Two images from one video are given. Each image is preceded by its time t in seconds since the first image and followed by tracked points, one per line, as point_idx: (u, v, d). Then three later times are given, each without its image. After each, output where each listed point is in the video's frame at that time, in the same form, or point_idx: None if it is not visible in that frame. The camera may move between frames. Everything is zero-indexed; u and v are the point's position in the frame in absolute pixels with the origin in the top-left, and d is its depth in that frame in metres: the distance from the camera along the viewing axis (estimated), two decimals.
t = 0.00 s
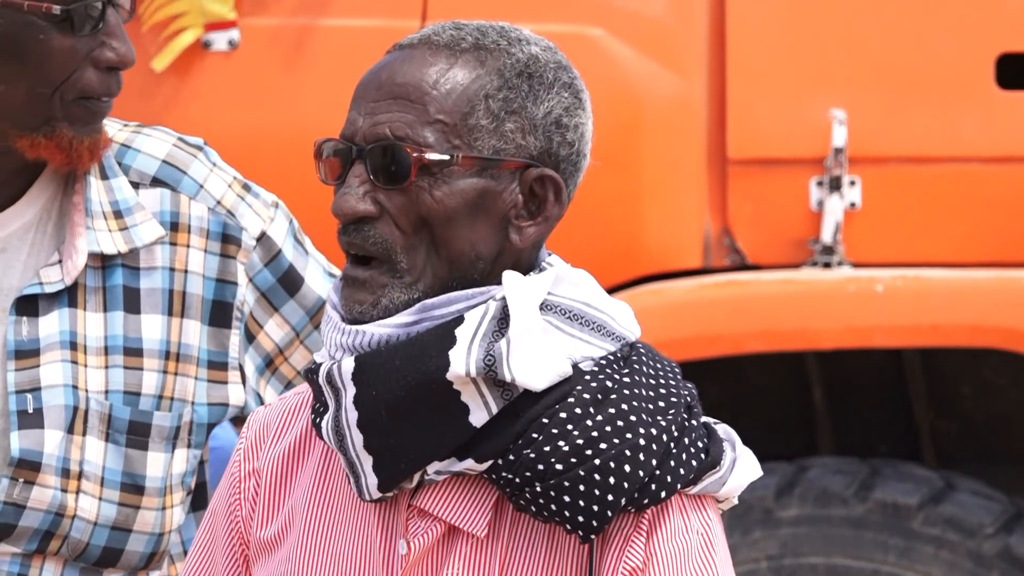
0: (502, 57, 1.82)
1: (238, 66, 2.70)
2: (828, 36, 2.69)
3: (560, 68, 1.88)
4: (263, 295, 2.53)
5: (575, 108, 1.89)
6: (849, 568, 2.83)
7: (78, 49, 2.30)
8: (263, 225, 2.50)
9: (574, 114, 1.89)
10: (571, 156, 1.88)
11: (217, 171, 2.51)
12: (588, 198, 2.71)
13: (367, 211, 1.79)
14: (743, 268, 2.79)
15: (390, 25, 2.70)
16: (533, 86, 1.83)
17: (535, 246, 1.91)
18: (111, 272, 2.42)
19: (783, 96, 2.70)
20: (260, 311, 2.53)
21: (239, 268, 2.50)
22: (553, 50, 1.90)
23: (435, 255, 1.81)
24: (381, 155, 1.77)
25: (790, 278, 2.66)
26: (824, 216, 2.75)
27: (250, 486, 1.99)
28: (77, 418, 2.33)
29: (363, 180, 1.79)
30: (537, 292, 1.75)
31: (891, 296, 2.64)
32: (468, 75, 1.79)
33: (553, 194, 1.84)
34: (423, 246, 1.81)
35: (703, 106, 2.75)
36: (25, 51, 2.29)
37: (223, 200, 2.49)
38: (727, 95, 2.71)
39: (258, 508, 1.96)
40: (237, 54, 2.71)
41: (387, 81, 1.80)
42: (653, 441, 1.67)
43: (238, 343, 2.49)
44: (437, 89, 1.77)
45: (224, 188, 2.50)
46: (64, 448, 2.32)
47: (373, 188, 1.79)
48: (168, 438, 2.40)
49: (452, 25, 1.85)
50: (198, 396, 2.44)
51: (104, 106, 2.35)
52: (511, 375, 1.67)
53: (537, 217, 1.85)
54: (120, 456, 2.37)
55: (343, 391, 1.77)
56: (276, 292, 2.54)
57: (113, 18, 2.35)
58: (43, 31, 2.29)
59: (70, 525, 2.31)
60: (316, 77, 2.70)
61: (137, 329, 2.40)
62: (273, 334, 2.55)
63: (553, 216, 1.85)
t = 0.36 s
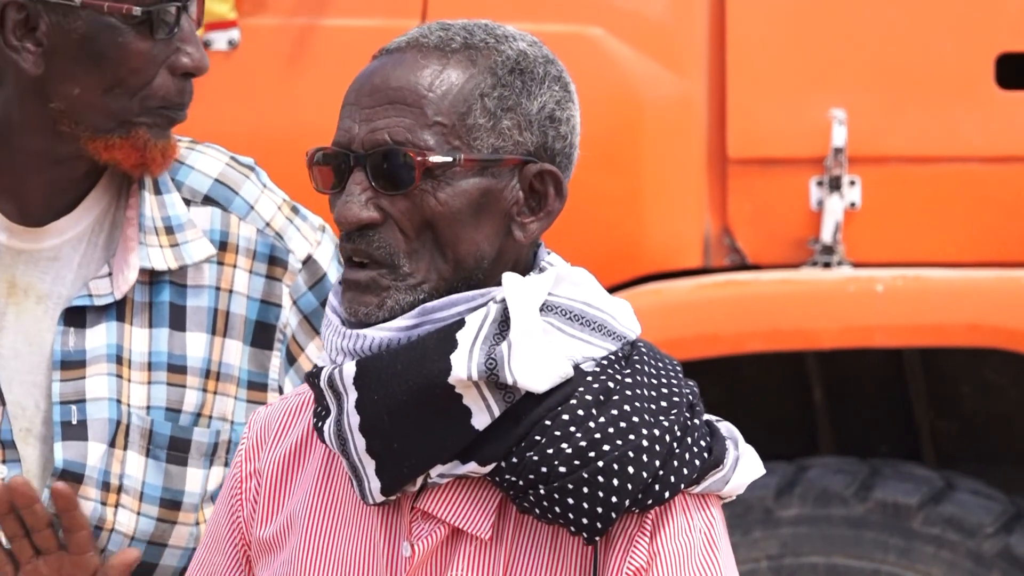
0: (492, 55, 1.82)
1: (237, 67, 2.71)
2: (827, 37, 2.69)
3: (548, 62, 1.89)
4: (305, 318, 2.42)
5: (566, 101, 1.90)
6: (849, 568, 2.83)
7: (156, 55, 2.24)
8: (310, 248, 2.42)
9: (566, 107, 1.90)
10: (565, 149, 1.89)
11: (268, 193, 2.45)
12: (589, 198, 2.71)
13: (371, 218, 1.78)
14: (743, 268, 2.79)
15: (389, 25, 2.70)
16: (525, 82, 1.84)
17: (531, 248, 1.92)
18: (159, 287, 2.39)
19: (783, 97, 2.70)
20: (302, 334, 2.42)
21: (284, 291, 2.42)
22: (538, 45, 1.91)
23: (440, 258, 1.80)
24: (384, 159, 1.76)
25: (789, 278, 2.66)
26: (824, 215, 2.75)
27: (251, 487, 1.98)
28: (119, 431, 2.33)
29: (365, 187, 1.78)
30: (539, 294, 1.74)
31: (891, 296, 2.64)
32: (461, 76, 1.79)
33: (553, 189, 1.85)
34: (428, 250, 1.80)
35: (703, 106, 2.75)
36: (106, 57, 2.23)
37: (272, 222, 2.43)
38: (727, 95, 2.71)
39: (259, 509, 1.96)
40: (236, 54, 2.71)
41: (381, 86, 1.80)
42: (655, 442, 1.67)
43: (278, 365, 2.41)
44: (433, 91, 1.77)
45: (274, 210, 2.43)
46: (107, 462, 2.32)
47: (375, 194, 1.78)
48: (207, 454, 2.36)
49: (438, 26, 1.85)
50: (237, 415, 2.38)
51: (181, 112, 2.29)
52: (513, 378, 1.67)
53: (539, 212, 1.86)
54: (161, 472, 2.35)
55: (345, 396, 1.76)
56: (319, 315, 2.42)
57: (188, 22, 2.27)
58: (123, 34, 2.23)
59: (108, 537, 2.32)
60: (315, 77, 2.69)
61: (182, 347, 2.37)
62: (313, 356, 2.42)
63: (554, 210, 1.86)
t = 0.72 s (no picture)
0: (463, 51, 1.86)
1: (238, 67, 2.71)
2: (827, 36, 2.69)
3: (515, 51, 1.94)
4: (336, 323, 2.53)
5: (538, 87, 1.94)
6: (849, 568, 2.83)
7: (191, 57, 2.38)
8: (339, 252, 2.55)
9: (539, 93, 1.94)
10: (545, 134, 1.94)
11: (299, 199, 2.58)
12: (587, 199, 2.71)
13: (371, 226, 1.81)
14: (743, 268, 2.79)
15: (389, 25, 2.70)
16: (500, 72, 1.88)
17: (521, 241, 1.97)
18: (190, 291, 2.52)
19: (783, 96, 2.70)
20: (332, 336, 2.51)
21: (312, 295, 2.54)
22: (502, 36, 1.95)
23: (443, 256, 1.84)
24: (377, 165, 1.79)
25: (789, 279, 2.66)
26: (823, 216, 2.75)
27: (251, 493, 2.01)
28: (152, 434, 2.44)
29: (360, 196, 1.81)
30: (533, 292, 1.76)
31: (891, 296, 2.64)
32: (439, 75, 1.83)
33: (541, 174, 1.91)
34: (430, 250, 1.84)
35: (704, 106, 2.75)
36: (143, 59, 2.38)
37: (302, 226, 2.57)
38: (728, 94, 2.71)
39: (257, 515, 1.97)
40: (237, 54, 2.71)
41: (361, 95, 1.83)
42: (653, 438, 1.67)
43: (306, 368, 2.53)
44: (414, 93, 1.81)
45: (304, 215, 2.58)
46: (139, 464, 2.42)
47: (371, 201, 1.81)
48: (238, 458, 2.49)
49: (405, 29, 1.89)
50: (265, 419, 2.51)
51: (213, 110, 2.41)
52: (508, 377, 1.69)
53: (530, 199, 1.92)
54: (192, 474, 2.46)
55: (342, 398, 1.78)
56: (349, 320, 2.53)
57: (222, 27, 2.41)
58: (160, 37, 2.38)
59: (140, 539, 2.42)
60: (315, 76, 2.69)
61: (212, 349, 2.49)
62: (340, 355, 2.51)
63: (545, 195, 1.92)
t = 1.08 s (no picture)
0: (466, 50, 1.95)
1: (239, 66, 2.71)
2: (827, 36, 2.69)
3: (517, 55, 2.03)
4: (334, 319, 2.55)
5: (537, 90, 2.03)
6: (849, 568, 2.83)
7: (201, 54, 2.39)
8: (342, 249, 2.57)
9: (538, 96, 2.03)
10: (541, 137, 2.03)
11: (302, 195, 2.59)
12: (587, 199, 2.71)
13: (369, 216, 1.88)
14: (742, 268, 2.79)
15: (389, 25, 2.70)
16: (502, 72, 1.97)
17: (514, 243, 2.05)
18: (196, 288, 2.54)
19: (782, 96, 2.70)
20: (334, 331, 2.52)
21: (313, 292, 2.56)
22: (504, 40, 2.04)
23: (438, 249, 1.92)
24: (377, 157, 1.87)
25: (790, 279, 2.66)
26: (823, 215, 2.75)
27: (243, 500, 2.02)
28: (160, 432, 2.45)
29: (359, 186, 1.89)
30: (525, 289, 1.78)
31: (891, 296, 2.64)
32: (442, 70, 1.92)
33: (538, 174, 1.99)
34: (425, 242, 1.92)
35: (703, 106, 2.75)
36: (154, 55, 2.39)
37: (305, 223, 2.57)
38: (727, 94, 2.72)
39: (252, 522, 1.99)
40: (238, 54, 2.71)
41: (363, 86, 1.91)
42: (650, 434, 1.71)
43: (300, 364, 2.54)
44: (417, 87, 1.89)
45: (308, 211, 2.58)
46: (147, 462, 2.43)
47: (370, 191, 1.89)
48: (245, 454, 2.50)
49: (408, 27, 1.98)
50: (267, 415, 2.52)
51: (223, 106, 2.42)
52: (503, 373, 1.70)
53: (528, 198, 1.99)
54: (201, 471, 2.47)
55: (337, 396, 1.80)
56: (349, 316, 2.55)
57: (231, 25, 2.42)
58: (172, 33, 2.39)
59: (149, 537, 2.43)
60: (315, 76, 2.69)
61: (218, 347, 2.51)
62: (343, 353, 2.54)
63: (542, 195, 1.99)
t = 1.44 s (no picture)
0: (490, 49, 1.96)
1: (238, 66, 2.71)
2: (826, 36, 2.69)
3: (540, 58, 2.04)
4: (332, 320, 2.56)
5: (559, 94, 2.05)
6: (849, 568, 2.83)
7: (214, 54, 2.41)
8: (341, 251, 2.58)
9: (559, 100, 2.05)
10: (560, 140, 2.04)
11: (301, 197, 2.60)
12: (588, 198, 2.71)
13: (387, 208, 1.89)
14: (742, 268, 2.79)
15: (389, 25, 2.70)
16: (525, 73, 1.98)
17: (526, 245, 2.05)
18: (198, 291, 2.53)
19: (782, 96, 2.70)
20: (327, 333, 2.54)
21: (312, 294, 2.56)
22: (527, 43, 2.06)
23: (452, 246, 1.92)
24: (397, 151, 1.88)
25: (789, 279, 2.66)
26: (823, 215, 2.75)
27: (246, 493, 2.00)
28: (161, 433, 2.44)
29: (377, 178, 1.90)
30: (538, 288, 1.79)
31: (891, 296, 2.64)
32: (466, 68, 1.93)
33: (555, 178, 2.00)
34: (440, 239, 1.92)
35: (703, 106, 2.75)
36: (169, 56, 2.39)
37: (305, 226, 2.59)
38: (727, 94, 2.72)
39: (256, 515, 1.98)
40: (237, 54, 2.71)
41: (386, 79, 1.93)
42: (660, 432, 1.71)
43: (298, 366, 2.54)
44: (440, 83, 1.91)
45: (307, 214, 2.59)
46: (149, 463, 2.43)
47: (388, 184, 1.89)
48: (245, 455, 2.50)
49: (435, 23, 2.00)
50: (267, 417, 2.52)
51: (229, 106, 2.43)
52: (515, 369, 1.71)
53: (543, 201, 2.00)
54: (202, 472, 2.47)
55: (347, 391, 1.80)
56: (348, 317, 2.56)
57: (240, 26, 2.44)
58: (186, 34, 2.40)
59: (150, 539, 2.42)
60: (314, 75, 2.68)
61: (219, 349, 2.51)
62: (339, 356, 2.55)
63: (557, 199, 2.00)
